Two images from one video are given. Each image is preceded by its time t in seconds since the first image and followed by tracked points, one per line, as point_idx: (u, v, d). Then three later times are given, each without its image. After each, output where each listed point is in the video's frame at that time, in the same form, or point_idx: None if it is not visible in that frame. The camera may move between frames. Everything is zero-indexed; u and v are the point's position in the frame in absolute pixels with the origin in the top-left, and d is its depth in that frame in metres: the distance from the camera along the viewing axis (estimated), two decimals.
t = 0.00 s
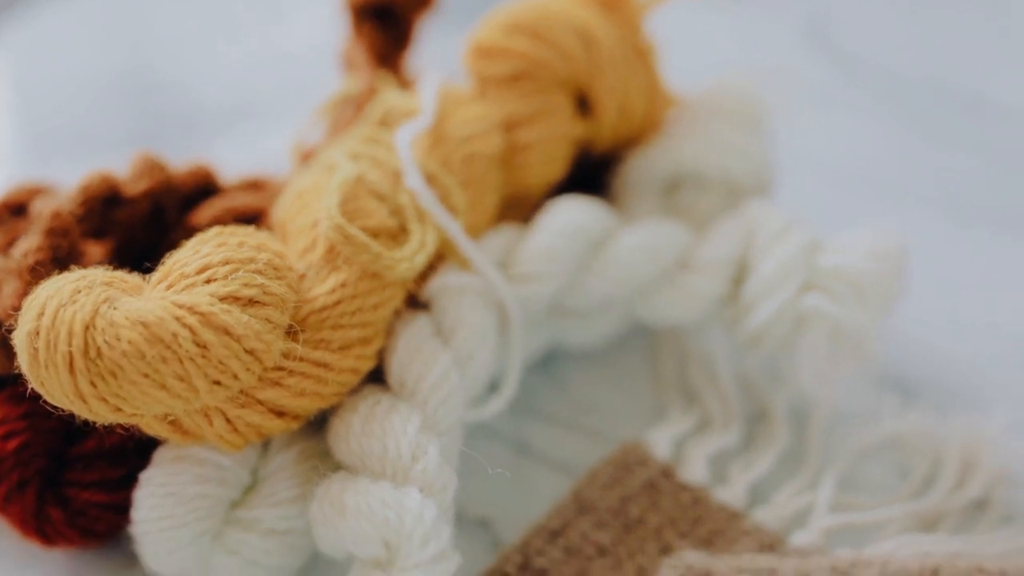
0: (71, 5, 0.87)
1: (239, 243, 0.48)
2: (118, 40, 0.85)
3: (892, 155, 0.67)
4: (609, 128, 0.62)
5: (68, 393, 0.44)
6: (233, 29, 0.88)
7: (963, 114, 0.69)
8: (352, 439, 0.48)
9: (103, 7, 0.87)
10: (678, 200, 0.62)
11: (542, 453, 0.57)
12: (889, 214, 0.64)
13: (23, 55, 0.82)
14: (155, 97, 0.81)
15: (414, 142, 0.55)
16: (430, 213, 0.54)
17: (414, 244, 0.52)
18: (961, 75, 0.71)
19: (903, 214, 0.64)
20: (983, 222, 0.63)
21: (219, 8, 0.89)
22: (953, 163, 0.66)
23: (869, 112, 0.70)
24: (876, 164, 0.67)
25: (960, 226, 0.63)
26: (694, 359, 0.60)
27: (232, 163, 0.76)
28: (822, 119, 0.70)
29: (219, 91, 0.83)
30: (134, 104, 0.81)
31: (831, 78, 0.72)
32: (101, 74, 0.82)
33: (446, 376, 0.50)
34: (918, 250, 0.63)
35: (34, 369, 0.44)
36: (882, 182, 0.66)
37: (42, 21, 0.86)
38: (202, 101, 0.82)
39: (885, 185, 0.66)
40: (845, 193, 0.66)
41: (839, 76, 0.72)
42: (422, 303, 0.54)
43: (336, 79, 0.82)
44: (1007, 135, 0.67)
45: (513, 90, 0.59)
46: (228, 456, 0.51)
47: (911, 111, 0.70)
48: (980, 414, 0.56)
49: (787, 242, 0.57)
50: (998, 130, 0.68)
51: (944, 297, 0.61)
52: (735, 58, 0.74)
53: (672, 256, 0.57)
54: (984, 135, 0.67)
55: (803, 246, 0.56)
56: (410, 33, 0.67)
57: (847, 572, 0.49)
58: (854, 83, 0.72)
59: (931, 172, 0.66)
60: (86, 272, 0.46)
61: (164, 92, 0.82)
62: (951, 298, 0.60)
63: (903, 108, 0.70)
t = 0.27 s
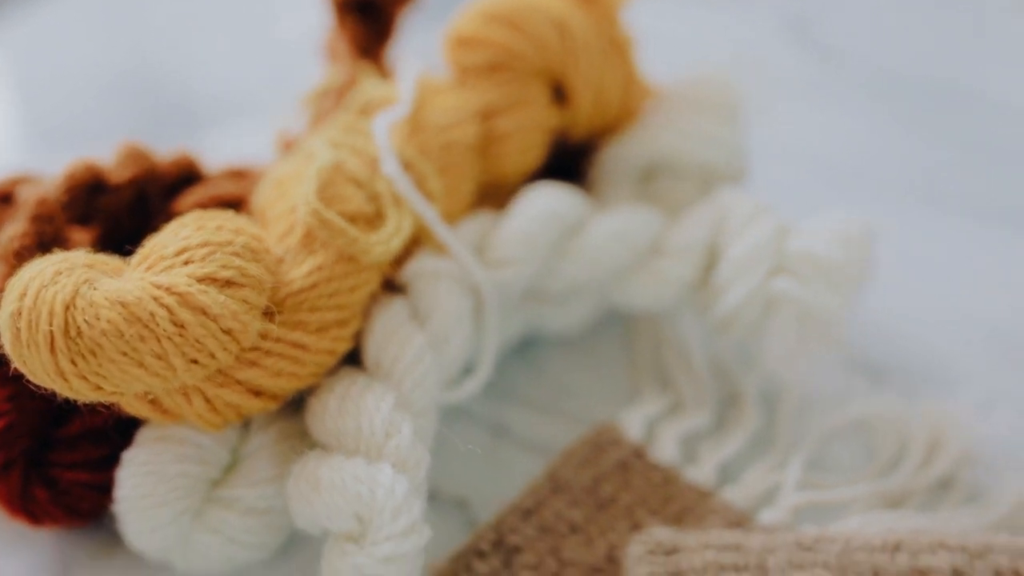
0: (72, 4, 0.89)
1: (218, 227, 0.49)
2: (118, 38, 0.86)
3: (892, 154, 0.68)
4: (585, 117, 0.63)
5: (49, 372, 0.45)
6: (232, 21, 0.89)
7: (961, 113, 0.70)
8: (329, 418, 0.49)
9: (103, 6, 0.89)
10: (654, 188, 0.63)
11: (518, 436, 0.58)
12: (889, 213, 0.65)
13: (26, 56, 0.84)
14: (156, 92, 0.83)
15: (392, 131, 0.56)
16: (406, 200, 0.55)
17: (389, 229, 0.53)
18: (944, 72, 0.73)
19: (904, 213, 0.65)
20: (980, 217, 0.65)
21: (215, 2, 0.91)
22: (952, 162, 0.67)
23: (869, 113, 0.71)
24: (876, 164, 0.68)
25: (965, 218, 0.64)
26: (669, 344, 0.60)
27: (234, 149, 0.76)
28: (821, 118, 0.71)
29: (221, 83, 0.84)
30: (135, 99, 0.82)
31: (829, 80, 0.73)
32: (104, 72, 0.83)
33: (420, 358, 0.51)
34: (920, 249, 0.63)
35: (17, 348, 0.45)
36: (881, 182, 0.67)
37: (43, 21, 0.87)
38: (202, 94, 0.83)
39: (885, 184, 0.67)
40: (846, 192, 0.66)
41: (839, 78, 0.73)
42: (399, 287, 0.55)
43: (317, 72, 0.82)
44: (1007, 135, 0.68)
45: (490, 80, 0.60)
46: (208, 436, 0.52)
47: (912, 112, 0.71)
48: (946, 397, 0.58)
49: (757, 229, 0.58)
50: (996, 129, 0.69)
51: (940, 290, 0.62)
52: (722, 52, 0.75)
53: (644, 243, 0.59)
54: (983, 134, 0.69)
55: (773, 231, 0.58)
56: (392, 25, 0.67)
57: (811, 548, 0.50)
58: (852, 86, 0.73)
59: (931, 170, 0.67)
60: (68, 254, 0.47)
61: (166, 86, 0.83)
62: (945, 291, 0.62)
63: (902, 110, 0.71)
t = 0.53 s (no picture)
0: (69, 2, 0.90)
1: (195, 213, 0.51)
2: (115, 35, 0.87)
3: (893, 155, 0.70)
4: (558, 109, 0.64)
5: (30, 352, 0.46)
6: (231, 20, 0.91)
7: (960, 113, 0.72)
8: (303, 400, 0.51)
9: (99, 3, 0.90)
10: (626, 178, 0.64)
11: (493, 420, 0.59)
12: (892, 213, 0.67)
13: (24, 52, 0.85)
14: (155, 91, 0.84)
15: (367, 120, 0.57)
16: (381, 187, 0.56)
17: (364, 216, 0.54)
18: (925, 68, 0.74)
19: (906, 213, 0.66)
20: (982, 215, 0.66)
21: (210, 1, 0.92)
22: (952, 161, 0.69)
23: (870, 113, 0.72)
24: (877, 164, 0.69)
25: (965, 215, 0.66)
26: (642, 332, 0.62)
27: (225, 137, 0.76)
28: (822, 116, 0.72)
29: (221, 82, 0.85)
30: (139, 97, 0.84)
31: (829, 80, 0.75)
32: (105, 69, 0.84)
33: (393, 341, 0.53)
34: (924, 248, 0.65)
35: None
36: (883, 183, 0.68)
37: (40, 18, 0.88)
38: (208, 91, 0.85)
39: (887, 185, 0.68)
40: (848, 191, 0.68)
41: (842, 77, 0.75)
42: (375, 274, 0.56)
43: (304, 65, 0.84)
44: (1006, 135, 0.70)
45: (465, 71, 0.61)
46: (188, 417, 0.53)
47: (915, 111, 0.72)
48: (911, 381, 0.60)
49: (722, 217, 0.59)
50: (993, 129, 0.70)
51: (941, 287, 0.63)
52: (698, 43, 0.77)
53: (615, 230, 0.60)
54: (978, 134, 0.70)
55: (740, 217, 0.59)
56: (373, 22, 0.67)
57: (773, 524, 0.52)
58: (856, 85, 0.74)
59: (933, 169, 0.69)
60: (49, 240, 0.49)
61: (165, 85, 0.85)
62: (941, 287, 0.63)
63: (903, 110, 0.72)
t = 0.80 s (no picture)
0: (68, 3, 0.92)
1: (172, 202, 0.52)
2: (117, 38, 0.89)
3: (894, 154, 0.72)
4: (532, 104, 0.65)
5: (12, 336, 0.48)
6: (231, 21, 0.92)
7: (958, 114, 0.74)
8: (278, 382, 0.52)
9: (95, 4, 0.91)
10: (597, 172, 0.66)
11: (468, 406, 0.61)
12: (894, 210, 0.69)
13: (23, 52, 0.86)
14: (154, 92, 0.86)
15: (343, 114, 0.59)
16: (356, 178, 0.57)
17: (339, 205, 0.55)
18: (919, 73, 0.78)
19: (908, 211, 0.69)
20: (981, 213, 0.68)
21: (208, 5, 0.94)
22: (952, 161, 0.71)
23: (871, 114, 0.75)
24: (877, 163, 0.72)
25: (965, 215, 0.68)
26: (612, 319, 0.63)
27: (216, 133, 0.77)
28: (823, 116, 0.75)
29: (217, 85, 0.87)
30: (138, 95, 0.85)
31: (829, 80, 0.77)
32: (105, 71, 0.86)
33: (367, 326, 0.54)
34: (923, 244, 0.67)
35: None
36: (884, 182, 0.71)
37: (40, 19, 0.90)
38: (212, 91, 0.87)
39: (888, 185, 0.70)
40: (848, 189, 0.70)
41: (844, 79, 0.77)
42: (350, 263, 0.58)
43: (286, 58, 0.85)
44: (1007, 137, 0.72)
45: (440, 66, 0.62)
46: (167, 402, 0.54)
47: (916, 112, 0.75)
48: (875, 368, 0.61)
49: (691, 205, 0.60)
50: (992, 130, 0.73)
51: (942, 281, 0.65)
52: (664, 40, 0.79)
53: (586, 222, 0.61)
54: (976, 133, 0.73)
55: (708, 206, 0.60)
56: (353, 19, 0.68)
57: (736, 505, 0.54)
58: (859, 86, 0.77)
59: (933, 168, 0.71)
60: (30, 227, 0.50)
61: (163, 87, 0.86)
62: (941, 283, 0.65)
63: (902, 110, 0.75)
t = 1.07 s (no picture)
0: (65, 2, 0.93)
1: (151, 193, 0.53)
2: (117, 37, 0.91)
3: (893, 156, 0.76)
4: (505, 101, 0.67)
5: None
6: (226, 18, 0.93)
7: (942, 117, 0.79)
8: (254, 369, 0.54)
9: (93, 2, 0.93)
10: (569, 168, 0.67)
11: (442, 396, 0.62)
12: (894, 208, 0.72)
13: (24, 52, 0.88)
14: (153, 94, 0.87)
15: (319, 110, 0.60)
16: (331, 172, 0.58)
17: (314, 197, 0.56)
18: (913, 83, 0.82)
19: (910, 208, 0.72)
20: (967, 210, 0.73)
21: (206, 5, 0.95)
22: (949, 162, 0.76)
23: (868, 114, 0.79)
24: (867, 161, 0.76)
25: (964, 216, 0.72)
26: (584, 311, 0.65)
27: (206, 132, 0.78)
28: (824, 117, 0.79)
29: (211, 85, 0.88)
30: (136, 91, 0.87)
31: (827, 86, 0.82)
32: (103, 69, 0.88)
33: (341, 316, 0.56)
34: (916, 234, 0.71)
35: None
36: (877, 181, 0.75)
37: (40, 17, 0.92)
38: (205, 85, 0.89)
39: (881, 184, 0.74)
40: (854, 193, 0.74)
41: (835, 84, 0.82)
42: (327, 255, 0.59)
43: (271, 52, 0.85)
44: (999, 142, 0.77)
45: (416, 65, 0.64)
46: (146, 389, 0.56)
47: (904, 115, 0.79)
48: (837, 358, 0.64)
49: (660, 198, 0.62)
50: (976, 133, 0.78)
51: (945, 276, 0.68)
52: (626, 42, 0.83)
53: (557, 216, 0.63)
54: (960, 135, 0.78)
55: (676, 199, 0.62)
56: (332, 19, 0.69)
57: (699, 489, 0.55)
58: (849, 91, 0.82)
59: (922, 164, 0.76)
60: (12, 218, 0.51)
61: (162, 89, 0.88)
62: (941, 278, 0.68)
63: (891, 113, 0.79)
